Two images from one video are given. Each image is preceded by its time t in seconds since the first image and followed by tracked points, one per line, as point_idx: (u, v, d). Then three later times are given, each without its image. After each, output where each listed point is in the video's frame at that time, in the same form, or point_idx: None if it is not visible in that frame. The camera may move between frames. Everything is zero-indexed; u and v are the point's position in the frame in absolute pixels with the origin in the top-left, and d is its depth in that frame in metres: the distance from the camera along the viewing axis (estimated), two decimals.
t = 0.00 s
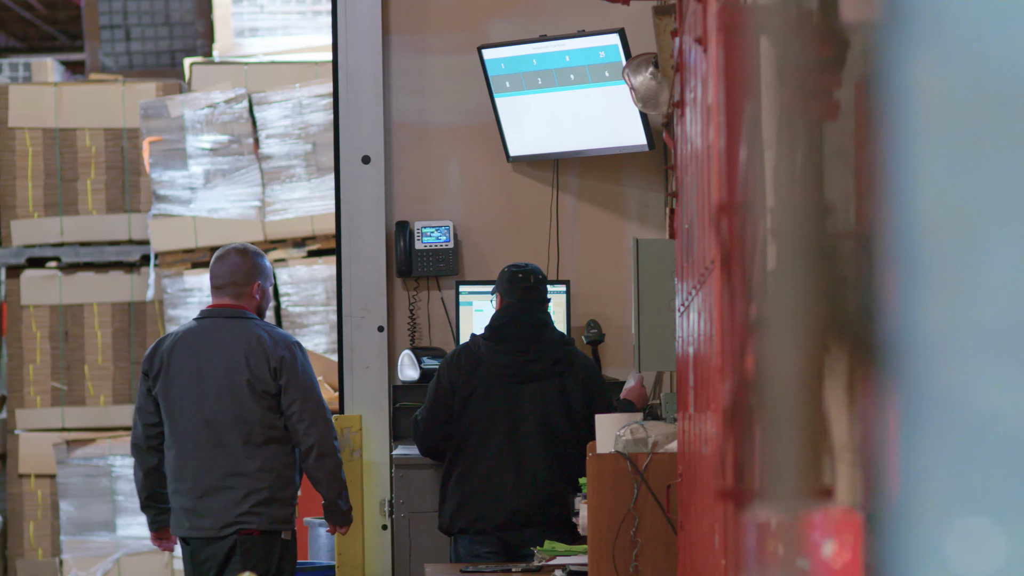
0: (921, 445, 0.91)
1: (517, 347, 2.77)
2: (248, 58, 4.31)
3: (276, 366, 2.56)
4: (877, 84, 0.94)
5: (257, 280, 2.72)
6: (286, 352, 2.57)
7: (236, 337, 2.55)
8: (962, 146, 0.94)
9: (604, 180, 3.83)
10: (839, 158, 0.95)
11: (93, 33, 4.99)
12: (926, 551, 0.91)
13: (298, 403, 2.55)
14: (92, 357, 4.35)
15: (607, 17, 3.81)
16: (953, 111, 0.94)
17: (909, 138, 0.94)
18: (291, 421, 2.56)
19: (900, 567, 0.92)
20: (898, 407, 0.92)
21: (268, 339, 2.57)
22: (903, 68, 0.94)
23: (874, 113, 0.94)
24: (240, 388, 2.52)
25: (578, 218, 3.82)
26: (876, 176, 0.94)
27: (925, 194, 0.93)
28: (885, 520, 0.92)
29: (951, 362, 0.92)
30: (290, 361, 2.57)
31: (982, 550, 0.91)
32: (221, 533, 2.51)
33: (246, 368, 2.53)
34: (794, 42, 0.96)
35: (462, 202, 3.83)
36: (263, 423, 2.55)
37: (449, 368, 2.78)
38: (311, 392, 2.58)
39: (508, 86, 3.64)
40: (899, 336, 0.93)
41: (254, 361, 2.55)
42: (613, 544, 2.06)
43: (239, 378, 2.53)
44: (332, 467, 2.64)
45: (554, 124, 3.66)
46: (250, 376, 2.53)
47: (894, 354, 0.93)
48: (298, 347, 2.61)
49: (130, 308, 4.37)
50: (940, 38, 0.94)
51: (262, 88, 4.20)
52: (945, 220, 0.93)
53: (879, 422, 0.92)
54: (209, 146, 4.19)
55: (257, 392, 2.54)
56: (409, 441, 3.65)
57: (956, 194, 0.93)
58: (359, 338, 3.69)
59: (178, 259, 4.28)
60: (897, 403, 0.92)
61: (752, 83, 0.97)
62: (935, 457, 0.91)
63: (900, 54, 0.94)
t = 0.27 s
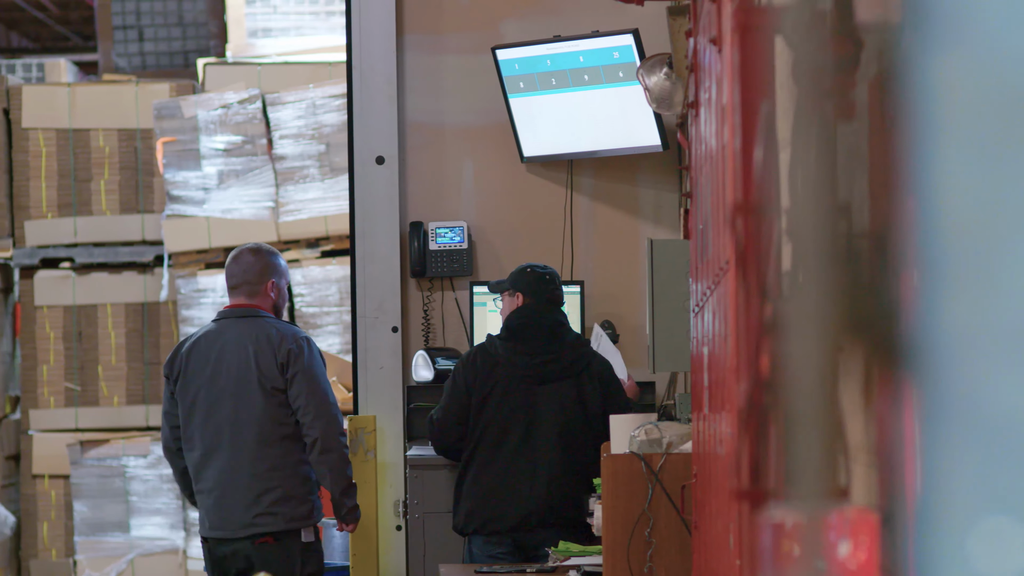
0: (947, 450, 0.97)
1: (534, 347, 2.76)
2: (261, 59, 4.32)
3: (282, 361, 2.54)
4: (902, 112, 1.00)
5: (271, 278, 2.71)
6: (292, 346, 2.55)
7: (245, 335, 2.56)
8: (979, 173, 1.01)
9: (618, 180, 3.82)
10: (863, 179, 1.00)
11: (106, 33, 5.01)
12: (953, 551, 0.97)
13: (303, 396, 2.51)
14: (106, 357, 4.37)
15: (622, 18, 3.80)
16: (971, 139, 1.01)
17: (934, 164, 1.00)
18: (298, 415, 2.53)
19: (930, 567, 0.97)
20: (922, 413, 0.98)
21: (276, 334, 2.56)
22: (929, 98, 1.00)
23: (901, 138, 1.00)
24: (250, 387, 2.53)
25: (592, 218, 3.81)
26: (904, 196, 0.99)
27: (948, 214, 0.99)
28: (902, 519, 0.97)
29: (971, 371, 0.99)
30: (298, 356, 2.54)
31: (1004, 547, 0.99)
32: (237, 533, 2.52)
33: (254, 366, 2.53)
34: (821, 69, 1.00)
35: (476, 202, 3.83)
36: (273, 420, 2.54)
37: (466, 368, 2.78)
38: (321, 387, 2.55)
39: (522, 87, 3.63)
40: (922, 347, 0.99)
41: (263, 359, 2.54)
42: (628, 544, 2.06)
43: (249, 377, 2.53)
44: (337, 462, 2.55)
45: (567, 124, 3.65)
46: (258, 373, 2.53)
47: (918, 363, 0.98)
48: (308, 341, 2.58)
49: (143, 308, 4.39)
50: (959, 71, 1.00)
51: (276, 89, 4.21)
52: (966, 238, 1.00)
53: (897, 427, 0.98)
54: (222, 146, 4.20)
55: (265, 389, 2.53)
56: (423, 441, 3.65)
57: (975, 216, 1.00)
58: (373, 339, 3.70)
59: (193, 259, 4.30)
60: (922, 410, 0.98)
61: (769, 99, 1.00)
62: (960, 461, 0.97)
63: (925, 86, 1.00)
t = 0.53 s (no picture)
0: (968, 447, 0.98)
1: (552, 348, 2.75)
2: (275, 58, 4.33)
3: (289, 360, 2.54)
4: (922, 112, 1.00)
5: (293, 278, 2.72)
6: (298, 345, 2.54)
7: (256, 335, 2.58)
8: (998, 177, 1.03)
9: (634, 180, 3.81)
10: (880, 178, 0.99)
11: (121, 33, 5.04)
12: (974, 546, 0.98)
13: (310, 395, 2.51)
14: (121, 357, 4.40)
15: (637, 18, 3.80)
16: (991, 144, 1.03)
17: (955, 162, 1.01)
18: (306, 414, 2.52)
19: (953, 566, 0.97)
20: (944, 411, 0.98)
21: (284, 333, 2.56)
22: (950, 100, 1.01)
23: (921, 137, 0.99)
24: (260, 387, 2.54)
25: (607, 218, 3.80)
26: (924, 193, 0.99)
27: (969, 214, 1.00)
28: (919, 519, 0.97)
29: (990, 370, 1.00)
30: (303, 354, 2.53)
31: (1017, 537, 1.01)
32: (253, 530, 2.54)
33: (263, 367, 2.54)
34: (838, 69, 0.99)
35: (491, 202, 3.82)
36: (282, 419, 2.54)
37: (485, 369, 2.77)
38: (326, 385, 2.53)
39: (538, 87, 3.62)
40: (946, 346, 0.99)
41: (271, 359, 2.55)
42: (643, 544, 2.05)
43: (258, 377, 2.55)
44: (349, 458, 2.54)
45: (582, 125, 3.65)
46: (266, 373, 2.54)
47: (937, 361, 0.98)
48: (315, 339, 2.57)
49: (158, 308, 4.42)
50: (979, 76, 1.02)
51: (291, 88, 4.22)
52: (983, 240, 1.01)
53: (917, 425, 0.97)
54: (237, 146, 4.20)
55: (274, 389, 2.54)
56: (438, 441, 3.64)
57: (991, 218, 1.02)
58: (388, 339, 3.70)
59: (206, 260, 4.33)
60: (943, 408, 0.98)
61: (786, 98, 0.99)
62: (981, 459, 0.98)
63: (946, 86, 1.01)
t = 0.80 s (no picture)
0: (992, 448, 0.97)
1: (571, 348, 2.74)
2: (290, 58, 4.33)
3: (309, 362, 2.53)
4: (941, 110, 0.99)
5: (326, 281, 2.73)
6: (318, 347, 2.54)
7: (280, 336, 2.59)
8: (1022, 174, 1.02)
9: (648, 180, 3.80)
10: (896, 179, 0.99)
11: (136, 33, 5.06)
12: (997, 546, 0.97)
13: (328, 397, 2.50)
14: (135, 357, 4.43)
15: (652, 17, 3.79)
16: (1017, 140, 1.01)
17: (979, 161, 1.00)
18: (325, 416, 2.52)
19: (976, 568, 0.96)
20: (965, 409, 0.97)
21: (305, 335, 2.56)
22: (976, 100, 1.01)
23: (942, 137, 0.99)
24: (282, 388, 2.55)
25: (622, 218, 3.80)
26: (943, 194, 0.99)
27: (996, 212, 0.99)
28: (935, 518, 0.96)
29: (1017, 368, 0.99)
30: (322, 356, 2.53)
31: None
32: (276, 530, 2.55)
33: (284, 369, 2.55)
34: (856, 69, 0.98)
35: (506, 202, 3.82)
36: (303, 421, 2.54)
37: (503, 368, 2.76)
38: (346, 386, 2.52)
39: (553, 87, 3.62)
40: (968, 345, 0.99)
41: (292, 361, 2.55)
42: (658, 544, 2.04)
43: (280, 378, 2.55)
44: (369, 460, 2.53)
45: (597, 124, 3.63)
46: (287, 374, 2.54)
47: (957, 362, 0.98)
48: (336, 340, 2.56)
49: (172, 308, 4.44)
50: (1006, 72, 1.01)
51: (305, 88, 4.23)
52: (1012, 236, 1.00)
53: (937, 425, 0.97)
54: (251, 146, 4.22)
55: (295, 390, 2.54)
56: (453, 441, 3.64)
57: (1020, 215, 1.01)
58: (403, 339, 3.71)
59: (221, 260, 4.36)
60: (964, 408, 0.97)
61: (802, 98, 0.98)
62: (1008, 459, 0.97)
63: (970, 84, 1.01)
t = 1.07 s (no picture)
0: (1012, 449, 0.96)
1: (585, 348, 2.72)
2: (301, 59, 4.34)
3: (340, 366, 2.52)
4: (957, 110, 0.99)
5: (362, 282, 2.73)
6: (349, 352, 2.52)
7: (313, 339, 2.58)
8: None
9: (660, 180, 3.80)
10: (910, 178, 0.98)
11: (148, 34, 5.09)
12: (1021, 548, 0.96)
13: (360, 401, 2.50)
14: (147, 357, 4.45)
15: (665, 17, 3.78)
16: None
17: (999, 160, 0.99)
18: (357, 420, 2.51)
19: (996, 569, 0.95)
20: (984, 410, 0.96)
21: (337, 338, 2.55)
22: (996, 99, 1.00)
23: (956, 138, 0.99)
24: (314, 391, 2.55)
25: (634, 218, 3.78)
26: (958, 193, 0.98)
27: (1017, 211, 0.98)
28: (950, 520, 0.95)
29: None
30: (353, 361, 2.51)
31: None
32: (308, 528, 2.56)
33: (316, 372, 2.54)
34: (870, 70, 0.98)
35: (518, 201, 3.81)
36: (335, 423, 2.55)
37: (517, 369, 2.74)
38: (377, 391, 2.51)
39: (565, 87, 3.61)
40: (986, 346, 0.97)
41: (324, 364, 2.54)
42: (671, 544, 2.03)
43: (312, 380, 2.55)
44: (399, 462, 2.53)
45: (610, 124, 3.62)
46: (319, 378, 2.54)
47: (975, 362, 0.97)
48: (367, 345, 2.54)
49: (184, 308, 4.46)
50: None
51: (317, 89, 4.24)
52: None
53: (954, 426, 0.96)
54: (264, 146, 4.23)
55: (327, 394, 2.54)
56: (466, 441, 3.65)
57: None
58: (416, 340, 3.71)
59: (233, 260, 4.36)
60: (982, 409, 0.96)
61: (815, 97, 0.97)
62: None
63: (988, 83, 1.00)
